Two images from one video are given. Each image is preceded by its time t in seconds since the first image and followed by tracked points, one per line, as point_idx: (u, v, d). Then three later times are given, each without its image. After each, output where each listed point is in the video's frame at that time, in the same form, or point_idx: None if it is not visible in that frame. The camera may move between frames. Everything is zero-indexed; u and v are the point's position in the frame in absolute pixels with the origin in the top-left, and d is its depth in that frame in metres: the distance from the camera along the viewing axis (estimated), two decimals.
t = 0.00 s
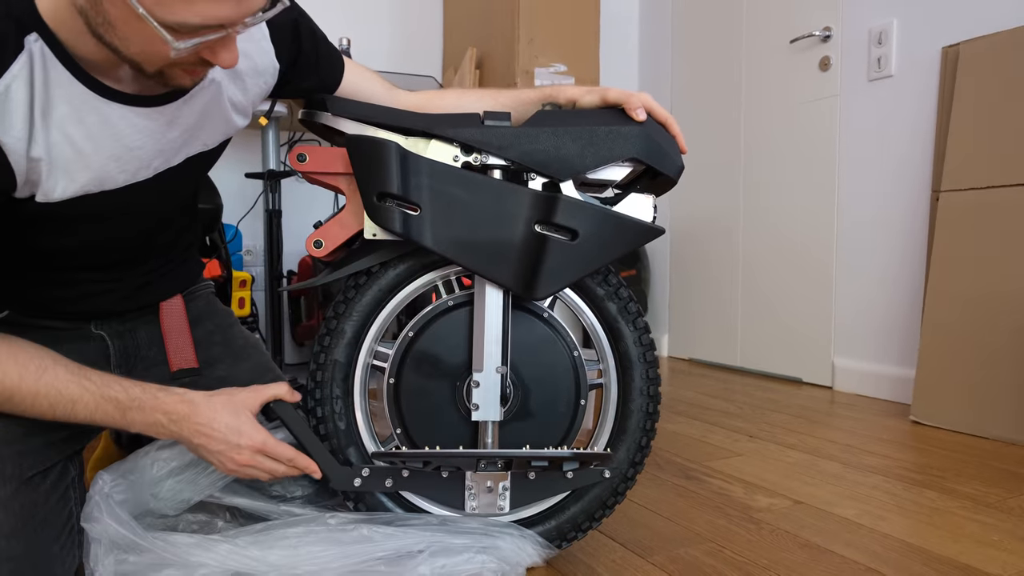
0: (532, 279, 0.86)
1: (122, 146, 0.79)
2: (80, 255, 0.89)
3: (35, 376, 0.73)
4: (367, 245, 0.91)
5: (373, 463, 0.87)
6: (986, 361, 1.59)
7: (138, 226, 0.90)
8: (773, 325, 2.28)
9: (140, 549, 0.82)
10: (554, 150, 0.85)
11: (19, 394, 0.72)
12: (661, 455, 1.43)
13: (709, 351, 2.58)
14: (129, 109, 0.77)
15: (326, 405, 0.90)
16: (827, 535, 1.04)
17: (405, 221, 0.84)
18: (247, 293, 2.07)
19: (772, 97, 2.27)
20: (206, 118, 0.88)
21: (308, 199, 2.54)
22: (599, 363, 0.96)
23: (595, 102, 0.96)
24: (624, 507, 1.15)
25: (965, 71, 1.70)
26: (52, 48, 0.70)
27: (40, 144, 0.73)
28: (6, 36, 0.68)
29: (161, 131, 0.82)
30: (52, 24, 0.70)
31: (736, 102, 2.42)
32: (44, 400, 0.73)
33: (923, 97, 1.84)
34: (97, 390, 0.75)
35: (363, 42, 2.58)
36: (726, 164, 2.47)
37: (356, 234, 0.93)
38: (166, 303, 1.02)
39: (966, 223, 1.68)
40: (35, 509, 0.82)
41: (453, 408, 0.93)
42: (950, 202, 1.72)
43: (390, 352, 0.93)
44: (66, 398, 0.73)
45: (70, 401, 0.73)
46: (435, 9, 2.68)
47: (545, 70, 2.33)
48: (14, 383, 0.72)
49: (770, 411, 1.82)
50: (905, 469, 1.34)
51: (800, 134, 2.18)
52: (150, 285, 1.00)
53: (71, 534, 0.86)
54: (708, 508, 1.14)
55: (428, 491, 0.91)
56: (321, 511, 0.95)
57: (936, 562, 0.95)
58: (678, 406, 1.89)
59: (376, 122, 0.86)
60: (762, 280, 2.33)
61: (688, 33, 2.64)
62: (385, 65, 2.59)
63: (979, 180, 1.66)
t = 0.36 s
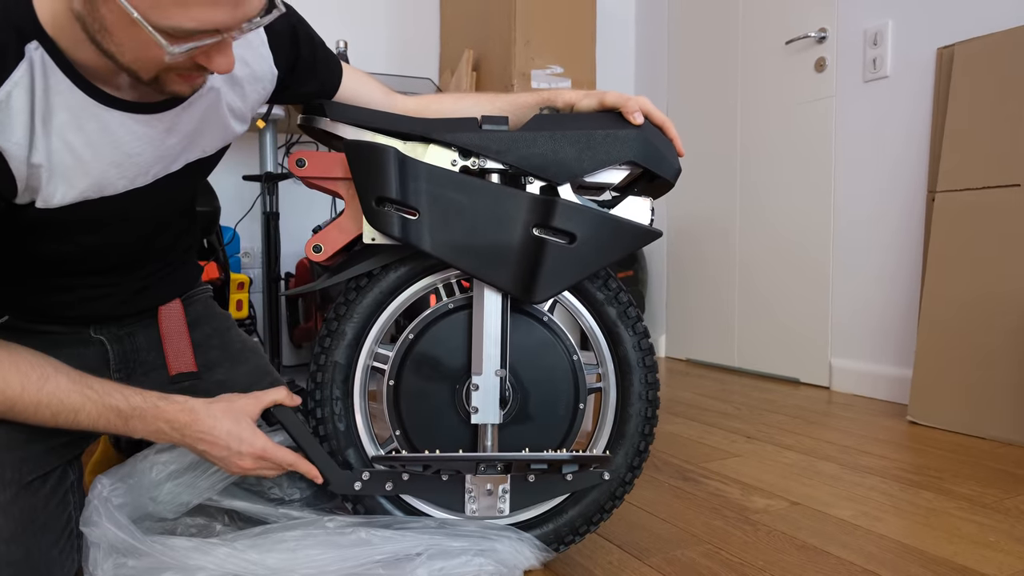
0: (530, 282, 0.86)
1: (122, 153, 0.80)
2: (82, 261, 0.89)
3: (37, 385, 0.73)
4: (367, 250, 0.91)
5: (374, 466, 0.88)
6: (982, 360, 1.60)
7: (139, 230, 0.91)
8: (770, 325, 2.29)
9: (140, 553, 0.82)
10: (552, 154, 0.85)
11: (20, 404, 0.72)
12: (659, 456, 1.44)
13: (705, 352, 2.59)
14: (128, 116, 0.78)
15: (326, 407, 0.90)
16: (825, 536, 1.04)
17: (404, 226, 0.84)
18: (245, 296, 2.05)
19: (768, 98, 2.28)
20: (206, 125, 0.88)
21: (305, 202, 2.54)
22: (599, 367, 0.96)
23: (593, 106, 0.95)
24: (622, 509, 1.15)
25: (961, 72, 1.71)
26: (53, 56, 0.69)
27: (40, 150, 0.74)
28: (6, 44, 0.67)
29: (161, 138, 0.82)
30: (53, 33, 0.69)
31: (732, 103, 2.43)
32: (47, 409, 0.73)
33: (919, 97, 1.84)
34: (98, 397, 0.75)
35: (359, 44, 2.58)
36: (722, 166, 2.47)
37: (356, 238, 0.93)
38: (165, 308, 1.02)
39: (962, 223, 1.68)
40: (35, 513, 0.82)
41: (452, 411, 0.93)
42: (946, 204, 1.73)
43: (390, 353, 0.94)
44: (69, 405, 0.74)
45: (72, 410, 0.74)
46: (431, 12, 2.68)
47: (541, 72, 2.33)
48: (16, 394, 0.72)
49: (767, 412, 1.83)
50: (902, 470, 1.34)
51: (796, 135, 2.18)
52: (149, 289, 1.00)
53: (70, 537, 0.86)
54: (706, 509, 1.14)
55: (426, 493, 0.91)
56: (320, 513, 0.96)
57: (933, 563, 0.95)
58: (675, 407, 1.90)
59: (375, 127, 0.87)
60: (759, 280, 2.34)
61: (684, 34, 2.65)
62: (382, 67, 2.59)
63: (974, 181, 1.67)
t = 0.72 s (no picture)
0: (529, 284, 0.86)
1: (125, 153, 0.80)
2: (87, 261, 0.89)
3: (41, 387, 0.73)
4: (367, 251, 0.92)
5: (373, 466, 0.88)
6: (980, 361, 1.60)
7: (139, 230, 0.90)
8: (768, 326, 2.29)
9: (139, 553, 0.82)
10: (552, 155, 0.85)
11: (24, 405, 0.72)
12: (657, 457, 1.44)
13: (704, 353, 2.59)
14: (131, 116, 0.78)
15: (325, 406, 0.90)
16: (821, 537, 1.04)
17: (403, 227, 0.84)
18: (243, 297, 2.08)
19: (767, 99, 2.28)
20: (208, 125, 0.88)
21: (304, 202, 2.55)
22: (597, 369, 0.97)
23: (592, 107, 0.96)
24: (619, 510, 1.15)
25: (960, 72, 1.71)
26: (57, 57, 0.70)
27: (44, 151, 0.73)
28: (10, 47, 0.69)
29: (163, 137, 0.83)
30: (57, 35, 0.70)
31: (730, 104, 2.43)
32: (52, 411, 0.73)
33: (918, 97, 1.84)
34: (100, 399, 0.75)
35: (358, 44, 2.58)
36: (720, 167, 2.48)
37: (357, 240, 0.93)
38: (167, 309, 1.02)
39: (960, 224, 1.69)
40: (38, 514, 0.82)
41: (451, 412, 0.93)
42: (944, 205, 1.73)
43: (389, 354, 0.94)
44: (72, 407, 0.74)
45: (76, 412, 0.74)
46: (430, 12, 2.68)
47: (540, 73, 2.34)
48: (19, 394, 0.72)
49: (765, 413, 1.83)
50: (899, 471, 1.34)
51: (794, 136, 2.18)
52: (151, 290, 1.00)
53: (71, 539, 0.86)
54: (703, 510, 1.15)
55: (424, 493, 0.92)
56: (320, 513, 0.96)
57: (928, 563, 0.96)
58: (673, 407, 1.90)
59: (375, 128, 0.87)
60: (757, 280, 2.34)
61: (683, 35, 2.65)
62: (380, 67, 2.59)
63: (973, 181, 1.67)
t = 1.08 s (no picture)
0: (531, 286, 0.86)
1: (122, 125, 0.79)
2: (83, 251, 0.88)
3: (48, 367, 0.72)
4: (369, 247, 0.92)
5: (370, 462, 0.89)
6: (981, 363, 1.60)
7: (140, 223, 0.90)
8: (768, 326, 2.29)
9: (141, 548, 0.82)
10: (558, 156, 0.85)
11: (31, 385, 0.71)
12: (657, 456, 1.44)
13: (704, 353, 2.59)
14: (127, 85, 0.78)
15: (325, 405, 0.91)
16: (820, 536, 1.05)
17: (407, 226, 0.84)
18: (244, 295, 2.09)
19: (768, 99, 2.28)
20: (213, 106, 0.87)
21: (305, 200, 2.55)
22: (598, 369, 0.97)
23: (601, 108, 0.96)
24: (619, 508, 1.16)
25: (962, 72, 1.71)
26: (53, 23, 0.72)
27: (41, 117, 0.73)
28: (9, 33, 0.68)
29: (164, 111, 0.81)
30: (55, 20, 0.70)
31: (732, 104, 2.43)
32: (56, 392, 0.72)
33: (919, 97, 1.84)
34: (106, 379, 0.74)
35: (360, 42, 2.58)
36: (721, 167, 2.48)
37: (360, 235, 0.94)
38: (173, 304, 1.02)
39: (962, 224, 1.69)
40: (41, 510, 0.83)
41: (451, 411, 0.93)
42: (946, 205, 1.73)
43: (389, 353, 0.94)
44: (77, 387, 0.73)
45: (81, 394, 0.73)
46: (432, 11, 2.68)
47: (540, 72, 2.34)
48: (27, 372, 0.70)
49: (765, 412, 1.83)
50: (898, 471, 1.35)
51: (796, 136, 2.18)
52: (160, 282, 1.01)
53: (75, 535, 0.87)
54: (702, 509, 1.15)
55: (422, 492, 0.92)
56: (321, 509, 0.96)
57: (927, 563, 0.96)
58: (673, 407, 1.90)
59: (381, 125, 0.87)
60: (757, 280, 2.34)
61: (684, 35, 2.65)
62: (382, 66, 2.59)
63: (974, 182, 1.67)
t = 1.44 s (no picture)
0: (534, 283, 0.86)
1: (121, 125, 0.77)
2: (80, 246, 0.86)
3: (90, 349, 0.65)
4: (369, 242, 0.92)
5: (370, 459, 0.90)
6: (983, 362, 1.60)
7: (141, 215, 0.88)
8: (769, 323, 2.29)
9: (145, 540, 0.83)
10: (562, 151, 0.85)
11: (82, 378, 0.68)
12: (657, 453, 1.44)
13: (704, 350, 2.59)
14: (126, 86, 0.75)
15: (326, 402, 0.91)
16: (821, 532, 1.05)
17: (409, 221, 0.84)
18: (246, 291, 2.10)
19: (771, 96, 2.28)
20: (208, 102, 0.86)
21: (307, 196, 2.55)
22: (599, 365, 0.97)
23: (606, 102, 0.96)
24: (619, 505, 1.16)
25: (965, 70, 1.71)
26: (49, 25, 0.69)
27: (44, 119, 0.70)
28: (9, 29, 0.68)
29: (162, 110, 0.80)
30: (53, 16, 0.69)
31: (734, 101, 2.43)
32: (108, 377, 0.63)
33: (922, 94, 1.84)
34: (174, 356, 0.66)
35: (362, 38, 2.58)
36: (723, 164, 2.48)
37: (360, 231, 0.94)
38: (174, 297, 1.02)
39: (964, 222, 1.69)
40: (43, 504, 0.83)
41: (452, 408, 0.93)
42: (948, 203, 1.73)
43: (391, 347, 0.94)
44: (131, 367, 0.63)
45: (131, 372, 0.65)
46: (434, 6, 2.68)
47: (543, 69, 2.34)
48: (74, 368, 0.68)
49: (765, 410, 1.83)
50: (899, 469, 1.35)
51: (798, 134, 2.18)
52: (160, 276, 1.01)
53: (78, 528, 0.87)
54: (703, 505, 1.15)
55: (423, 489, 0.93)
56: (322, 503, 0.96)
57: (927, 559, 0.96)
58: (674, 404, 1.90)
59: (384, 118, 0.87)
60: (758, 278, 2.34)
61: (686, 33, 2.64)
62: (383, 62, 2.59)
63: (976, 181, 1.67)
